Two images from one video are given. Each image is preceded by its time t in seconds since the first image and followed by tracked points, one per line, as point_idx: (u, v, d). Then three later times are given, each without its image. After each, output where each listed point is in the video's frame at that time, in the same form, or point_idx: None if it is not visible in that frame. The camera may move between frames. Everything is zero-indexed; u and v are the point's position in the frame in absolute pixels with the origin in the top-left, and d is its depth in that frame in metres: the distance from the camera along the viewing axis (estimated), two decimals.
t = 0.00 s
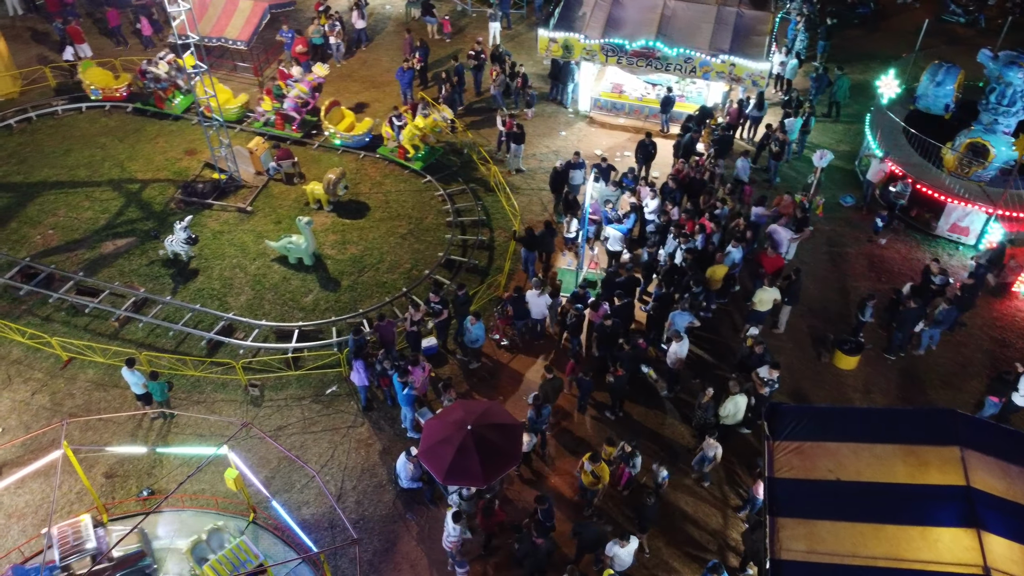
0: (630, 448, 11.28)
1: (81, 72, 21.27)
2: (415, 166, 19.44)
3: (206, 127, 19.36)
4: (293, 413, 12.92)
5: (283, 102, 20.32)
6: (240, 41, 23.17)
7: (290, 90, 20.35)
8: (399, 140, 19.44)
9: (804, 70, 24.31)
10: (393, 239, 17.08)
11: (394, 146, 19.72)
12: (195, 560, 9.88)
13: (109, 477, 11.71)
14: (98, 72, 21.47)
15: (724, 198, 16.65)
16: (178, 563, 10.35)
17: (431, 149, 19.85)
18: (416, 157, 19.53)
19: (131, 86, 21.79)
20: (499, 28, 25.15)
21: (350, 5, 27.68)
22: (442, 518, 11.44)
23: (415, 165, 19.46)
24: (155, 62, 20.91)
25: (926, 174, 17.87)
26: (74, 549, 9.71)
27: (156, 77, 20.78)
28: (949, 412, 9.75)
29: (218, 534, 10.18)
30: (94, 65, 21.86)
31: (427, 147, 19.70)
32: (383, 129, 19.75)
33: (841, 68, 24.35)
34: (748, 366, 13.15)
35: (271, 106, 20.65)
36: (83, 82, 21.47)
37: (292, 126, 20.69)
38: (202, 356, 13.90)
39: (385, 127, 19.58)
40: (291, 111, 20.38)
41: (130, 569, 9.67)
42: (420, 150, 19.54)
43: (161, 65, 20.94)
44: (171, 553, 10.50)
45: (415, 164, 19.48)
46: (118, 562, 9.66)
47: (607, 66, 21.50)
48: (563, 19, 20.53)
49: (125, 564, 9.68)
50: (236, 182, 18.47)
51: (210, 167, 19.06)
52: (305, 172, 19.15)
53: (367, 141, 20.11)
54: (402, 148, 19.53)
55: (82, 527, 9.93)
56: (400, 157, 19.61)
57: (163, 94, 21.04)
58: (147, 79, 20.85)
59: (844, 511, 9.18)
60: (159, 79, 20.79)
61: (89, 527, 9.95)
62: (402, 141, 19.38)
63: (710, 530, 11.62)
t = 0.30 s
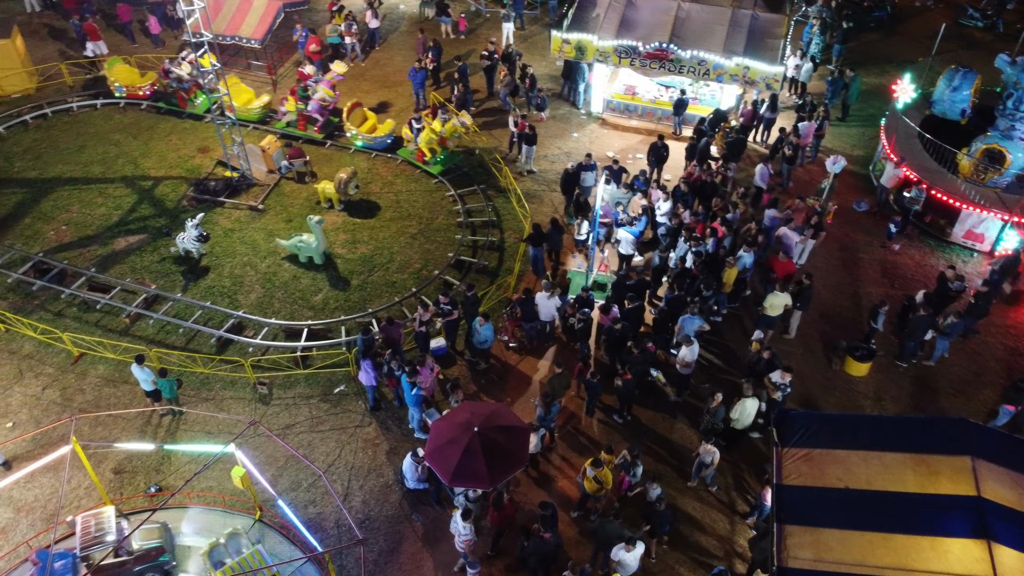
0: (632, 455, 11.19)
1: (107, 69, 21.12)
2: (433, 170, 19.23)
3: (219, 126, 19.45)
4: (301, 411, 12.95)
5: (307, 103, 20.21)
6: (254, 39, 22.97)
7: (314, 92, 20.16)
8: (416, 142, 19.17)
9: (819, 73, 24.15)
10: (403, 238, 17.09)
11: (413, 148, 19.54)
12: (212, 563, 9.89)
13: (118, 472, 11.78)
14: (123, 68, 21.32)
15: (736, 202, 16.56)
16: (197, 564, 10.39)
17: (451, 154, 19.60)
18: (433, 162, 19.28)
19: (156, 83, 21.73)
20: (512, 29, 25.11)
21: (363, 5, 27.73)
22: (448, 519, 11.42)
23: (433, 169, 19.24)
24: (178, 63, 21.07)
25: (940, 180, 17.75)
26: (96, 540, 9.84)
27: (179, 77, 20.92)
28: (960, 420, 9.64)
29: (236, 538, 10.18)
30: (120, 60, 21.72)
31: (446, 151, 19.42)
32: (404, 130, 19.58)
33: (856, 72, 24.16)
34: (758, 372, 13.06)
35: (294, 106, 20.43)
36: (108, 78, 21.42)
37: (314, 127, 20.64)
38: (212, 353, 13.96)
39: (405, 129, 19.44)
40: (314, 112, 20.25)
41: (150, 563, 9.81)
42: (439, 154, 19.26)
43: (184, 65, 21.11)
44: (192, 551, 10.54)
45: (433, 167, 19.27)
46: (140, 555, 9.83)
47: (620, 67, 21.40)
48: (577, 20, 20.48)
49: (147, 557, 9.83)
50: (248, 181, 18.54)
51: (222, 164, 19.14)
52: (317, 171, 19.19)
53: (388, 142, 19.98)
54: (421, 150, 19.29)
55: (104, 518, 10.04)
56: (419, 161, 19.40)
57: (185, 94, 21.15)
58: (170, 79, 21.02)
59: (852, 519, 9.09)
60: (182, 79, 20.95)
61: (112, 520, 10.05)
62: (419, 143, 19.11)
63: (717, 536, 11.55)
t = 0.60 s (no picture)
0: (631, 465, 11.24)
1: (132, 66, 21.30)
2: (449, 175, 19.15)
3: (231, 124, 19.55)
4: (309, 410, 12.97)
5: (330, 105, 20.16)
6: (267, 38, 22.83)
7: (337, 93, 20.13)
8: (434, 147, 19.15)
9: (833, 77, 23.99)
10: (413, 238, 17.10)
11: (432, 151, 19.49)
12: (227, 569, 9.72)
13: (126, 468, 11.84)
14: (148, 67, 21.52)
15: (747, 206, 16.46)
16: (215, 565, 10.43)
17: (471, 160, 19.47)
18: (451, 167, 19.22)
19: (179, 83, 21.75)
20: (525, 29, 25.08)
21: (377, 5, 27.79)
22: (454, 520, 11.39)
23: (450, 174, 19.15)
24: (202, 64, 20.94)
25: (955, 187, 17.56)
26: (115, 535, 9.68)
27: (203, 79, 20.79)
28: (971, 430, 9.56)
29: (253, 546, 9.88)
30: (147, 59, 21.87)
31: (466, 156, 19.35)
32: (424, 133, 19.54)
33: (872, 76, 23.99)
34: (768, 377, 12.97)
35: (316, 106, 20.37)
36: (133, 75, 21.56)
37: (335, 129, 20.48)
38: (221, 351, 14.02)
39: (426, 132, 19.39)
40: (336, 114, 20.14)
41: (169, 560, 9.94)
42: (456, 159, 19.18)
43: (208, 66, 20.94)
44: (210, 552, 10.61)
45: (450, 173, 19.16)
46: (160, 552, 9.88)
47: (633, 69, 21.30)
48: (590, 21, 20.41)
49: (167, 554, 9.91)
50: (260, 179, 18.61)
51: (234, 163, 19.23)
52: (328, 170, 19.24)
53: (410, 145, 19.89)
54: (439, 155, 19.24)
55: (126, 513, 9.86)
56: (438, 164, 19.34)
57: (209, 94, 21.10)
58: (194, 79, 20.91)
59: (861, 528, 9.00)
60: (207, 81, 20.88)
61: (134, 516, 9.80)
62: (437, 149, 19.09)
63: (724, 542, 11.48)
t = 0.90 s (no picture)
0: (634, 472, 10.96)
1: (156, 65, 21.55)
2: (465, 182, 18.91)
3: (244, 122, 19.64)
4: (316, 409, 12.99)
5: (352, 106, 20.26)
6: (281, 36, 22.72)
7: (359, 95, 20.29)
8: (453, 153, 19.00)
9: (848, 81, 23.82)
10: (424, 239, 17.10)
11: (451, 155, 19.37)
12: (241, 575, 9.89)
13: (134, 465, 11.90)
14: (173, 66, 21.66)
15: (759, 210, 16.36)
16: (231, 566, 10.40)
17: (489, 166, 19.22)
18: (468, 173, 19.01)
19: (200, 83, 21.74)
20: (539, 30, 25.04)
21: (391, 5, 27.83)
22: (459, 522, 11.37)
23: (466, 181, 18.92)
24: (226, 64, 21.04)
25: (971, 193, 17.28)
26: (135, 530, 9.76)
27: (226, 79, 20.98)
28: (983, 441, 9.49)
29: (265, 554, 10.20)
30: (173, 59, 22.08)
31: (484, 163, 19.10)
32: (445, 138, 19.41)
33: (887, 80, 23.82)
34: (777, 383, 12.88)
35: (338, 108, 20.55)
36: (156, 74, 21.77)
37: (357, 130, 20.54)
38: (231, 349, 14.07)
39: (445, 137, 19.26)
40: (357, 114, 20.22)
41: (187, 559, 9.93)
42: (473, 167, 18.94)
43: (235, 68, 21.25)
44: (228, 555, 10.58)
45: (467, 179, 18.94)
46: (179, 550, 9.86)
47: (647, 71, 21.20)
48: (603, 23, 20.33)
49: (186, 552, 9.90)
50: (272, 177, 18.67)
51: (247, 161, 19.30)
52: (340, 169, 19.28)
53: (431, 147, 19.80)
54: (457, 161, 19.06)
55: (148, 508, 9.94)
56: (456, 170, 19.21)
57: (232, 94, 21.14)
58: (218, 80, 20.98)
59: (870, 538, 8.92)
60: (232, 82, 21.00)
61: (155, 511, 9.89)
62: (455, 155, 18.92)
63: (732, 548, 11.41)
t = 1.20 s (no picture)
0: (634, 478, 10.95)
1: (178, 65, 21.52)
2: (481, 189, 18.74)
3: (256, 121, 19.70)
4: (324, 409, 13.01)
5: (370, 107, 19.95)
6: (295, 37, 22.83)
7: (377, 96, 20.01)
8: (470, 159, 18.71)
9: (863, 85, 23.65)
10: (434, 239, 17.10)
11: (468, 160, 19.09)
12: None
13: (143, 462, 11.96)
14: (196, 66, 21.70)
15: (771, 214, 16.26)
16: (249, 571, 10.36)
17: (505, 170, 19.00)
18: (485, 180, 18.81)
19: (222, 84, 21.80)
20: (552, 31, 24.99)
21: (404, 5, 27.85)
22: (465, 524, 11.34)
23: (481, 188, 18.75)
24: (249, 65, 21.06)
25: (986, 201, 17.12)
26: (154, 527, 9.89)
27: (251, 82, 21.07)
28: (996, 451, 9.34)
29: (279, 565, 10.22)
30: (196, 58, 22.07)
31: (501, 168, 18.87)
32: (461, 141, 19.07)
33: (903, 85, 23.64)
34: (787, 389, 12.78)
35: (359, 110, 20.27)
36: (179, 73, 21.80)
37: (378, 133, 20.31)
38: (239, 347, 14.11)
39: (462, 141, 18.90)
40: (376, 117, 19.97)
41: (205, 559, 9.94)
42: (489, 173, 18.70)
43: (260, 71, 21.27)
44: (249, 560, 10.49)
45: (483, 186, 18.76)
46: (196, 549, 9.88)
47: (659, 73, 21.09)
48: (617, 25, 20.25)
49: (204, 553, 9.91)
50: (283, 176, 18.71)
51: (259, 160, 19.35)
52: (351, 169, 19.31)
53: (451, 151, 19.70)
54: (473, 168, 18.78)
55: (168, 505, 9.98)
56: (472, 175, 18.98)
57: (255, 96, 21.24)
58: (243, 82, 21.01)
59: (879, 548, 8.85)
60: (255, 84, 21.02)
61: (175, 509, 10.01)
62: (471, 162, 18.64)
63: (739, 555, 11.34)
